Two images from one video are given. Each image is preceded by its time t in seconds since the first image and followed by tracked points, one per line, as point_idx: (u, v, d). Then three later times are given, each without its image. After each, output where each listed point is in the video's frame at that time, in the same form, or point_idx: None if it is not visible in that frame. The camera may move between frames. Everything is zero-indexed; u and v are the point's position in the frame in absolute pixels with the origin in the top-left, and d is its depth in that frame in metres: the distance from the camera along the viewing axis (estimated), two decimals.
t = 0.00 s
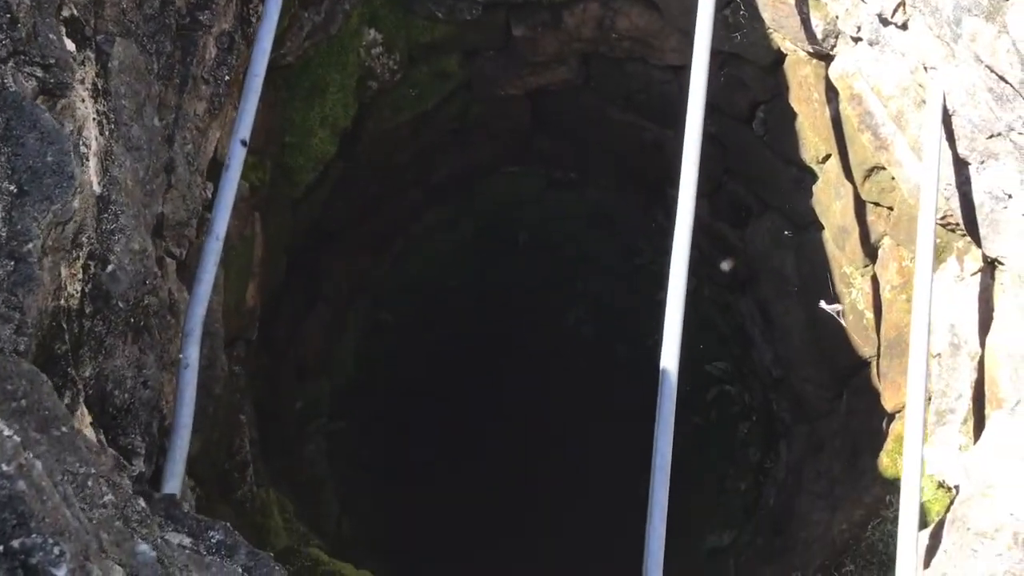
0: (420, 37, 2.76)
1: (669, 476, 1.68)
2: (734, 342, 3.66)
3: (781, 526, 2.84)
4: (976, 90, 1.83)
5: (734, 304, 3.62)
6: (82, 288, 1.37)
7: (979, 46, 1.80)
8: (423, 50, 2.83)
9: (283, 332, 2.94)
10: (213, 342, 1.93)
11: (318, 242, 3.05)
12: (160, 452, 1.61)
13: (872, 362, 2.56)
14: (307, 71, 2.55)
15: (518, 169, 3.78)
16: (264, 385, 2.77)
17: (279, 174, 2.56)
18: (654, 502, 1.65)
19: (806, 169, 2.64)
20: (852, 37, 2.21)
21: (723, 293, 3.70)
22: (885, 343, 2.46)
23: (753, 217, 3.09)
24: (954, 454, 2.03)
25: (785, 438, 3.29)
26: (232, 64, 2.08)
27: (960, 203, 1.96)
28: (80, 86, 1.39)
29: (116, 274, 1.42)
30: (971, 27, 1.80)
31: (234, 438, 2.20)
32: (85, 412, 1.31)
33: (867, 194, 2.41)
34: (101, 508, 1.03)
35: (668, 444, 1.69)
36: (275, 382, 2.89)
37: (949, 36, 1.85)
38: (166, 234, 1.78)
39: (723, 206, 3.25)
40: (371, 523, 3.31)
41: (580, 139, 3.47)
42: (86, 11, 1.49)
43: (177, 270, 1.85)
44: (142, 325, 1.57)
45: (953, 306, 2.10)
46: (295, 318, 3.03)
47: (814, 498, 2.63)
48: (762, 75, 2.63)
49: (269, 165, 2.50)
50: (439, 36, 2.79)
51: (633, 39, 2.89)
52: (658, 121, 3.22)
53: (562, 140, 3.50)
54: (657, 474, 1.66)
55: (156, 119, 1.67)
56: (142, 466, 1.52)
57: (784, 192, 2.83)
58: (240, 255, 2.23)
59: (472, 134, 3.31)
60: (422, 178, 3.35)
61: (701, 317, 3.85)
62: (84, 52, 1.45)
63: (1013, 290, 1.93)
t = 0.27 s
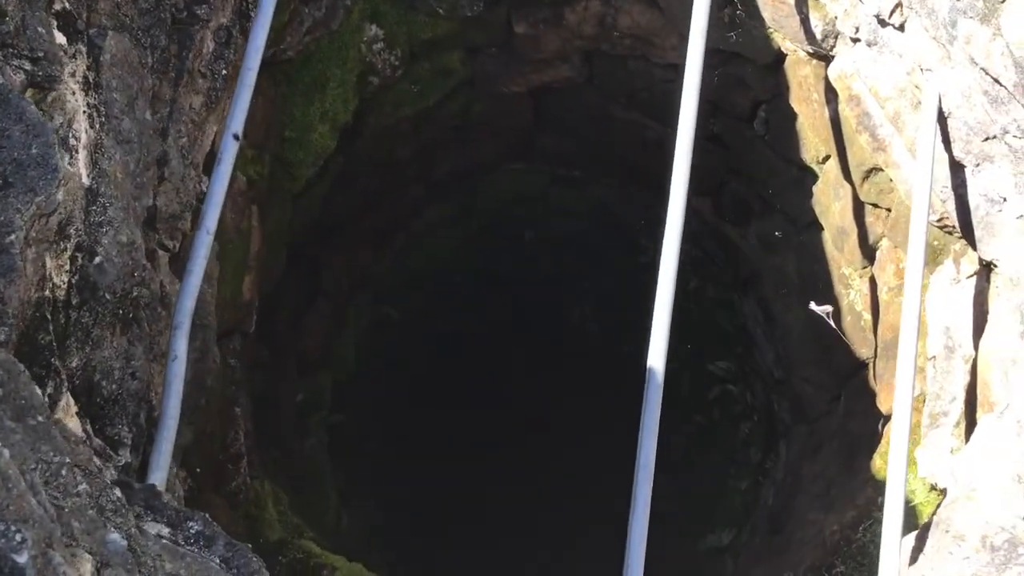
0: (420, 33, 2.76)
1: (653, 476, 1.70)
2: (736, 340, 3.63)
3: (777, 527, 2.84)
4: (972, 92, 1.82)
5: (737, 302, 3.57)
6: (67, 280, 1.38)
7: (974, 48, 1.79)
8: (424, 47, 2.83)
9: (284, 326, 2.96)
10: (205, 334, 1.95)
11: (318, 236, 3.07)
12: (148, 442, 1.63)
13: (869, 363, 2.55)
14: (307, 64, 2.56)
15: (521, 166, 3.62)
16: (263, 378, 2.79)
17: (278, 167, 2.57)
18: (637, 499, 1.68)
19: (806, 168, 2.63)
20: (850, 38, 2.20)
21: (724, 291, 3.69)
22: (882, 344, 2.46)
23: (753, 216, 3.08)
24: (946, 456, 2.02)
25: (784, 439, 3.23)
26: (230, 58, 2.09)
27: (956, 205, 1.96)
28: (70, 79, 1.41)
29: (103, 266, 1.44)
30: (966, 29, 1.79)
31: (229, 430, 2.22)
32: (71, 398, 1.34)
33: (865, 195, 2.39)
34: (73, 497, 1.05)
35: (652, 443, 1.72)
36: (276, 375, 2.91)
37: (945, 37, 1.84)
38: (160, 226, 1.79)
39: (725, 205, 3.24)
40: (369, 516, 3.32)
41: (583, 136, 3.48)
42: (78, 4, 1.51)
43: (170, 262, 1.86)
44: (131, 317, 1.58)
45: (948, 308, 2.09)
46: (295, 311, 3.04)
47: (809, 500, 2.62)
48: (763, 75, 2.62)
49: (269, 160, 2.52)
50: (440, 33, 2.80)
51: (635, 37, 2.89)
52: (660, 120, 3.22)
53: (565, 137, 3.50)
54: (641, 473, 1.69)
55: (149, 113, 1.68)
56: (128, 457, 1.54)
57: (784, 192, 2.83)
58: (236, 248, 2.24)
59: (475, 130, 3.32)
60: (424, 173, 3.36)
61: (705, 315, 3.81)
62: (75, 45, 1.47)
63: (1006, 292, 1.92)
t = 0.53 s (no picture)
0: (422, 42, 2.76)
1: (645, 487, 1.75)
2: (743, 346, 3.54)
3: (780, 535, 2.83)
4: (969, 100, 1.82)
5: (743, 307, 3.48)
6: (60, 291, 1.40)
7: (970, 57, 1.78)
8: (427, 54, 2.83)
9: (288, 333, 2.97)
10: (203, 343, 1.96)
11: (323, 243, 3.08)
12: (143, 451, 1.64)
13: (872, 371, 2.54)
14: (309, 73, 2.56)
15: (527, 173, 3.63)
16: (265, 385, 2.81)
17: (280, 174, 2.58)
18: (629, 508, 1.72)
19: (808, 175, 2.62)
20: (850, 46, 2.21)
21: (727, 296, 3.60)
22: (883, 352, 2.45)
23: (758, 223, 3.07)
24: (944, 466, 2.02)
25: (789, 446, 3.15)
26: (230, 67, 2.07)
27: (954, 213, 1.97)
28: (64, 92, 1.42)
29: (96, 278, 1.47)
30: (963, 38, 1.78)
31: (229, 437, 2.23)
32: (66, 409, 1.36)
33: (867, 202, 2.38)
34: (58, 511, 1.07)
35: (644, 450, 1.77)
36: (279, 382, 2.92)
37: (942, 46, 1.84)
38: (158, 236, 1.80)
39: (730, 211, 3.23)
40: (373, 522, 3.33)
41: (587, 142, 3.48)
42: (75, 17, 1.51)
43: (168, 271, 1.88)
44: (127, 327, 1.60)
45: (947, 317, 2.08)
46: (300, 318, 3.06)
47: (812, 509, 2.61)
48: (764, 83, 2.63)
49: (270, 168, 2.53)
50: (442, 41, 2.80)
51: (635, 43, 2.93)
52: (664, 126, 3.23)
53: (570, 144, 3.50)
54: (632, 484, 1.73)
55: (145, 125, 1.69)
56: (123, 467, 1.55)
57: (788, 199, 2.82)
58: (236, 257, 2.26)
59: (479, 137, 3.32)
60: (429, 180, 3.36)
61: (709, 320, 3.77)
62: (69, 58, 1.48)
63: (1003, 302, 1.91)
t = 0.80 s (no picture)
0: (419, 54, 2.76)
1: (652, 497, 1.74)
2: (760, 346, 3.48)
3: (800, 536, 2.81)
4: (968, 94, 1.81)
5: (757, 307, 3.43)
6: (56, 326, 1.40)
7: (968, 50, 1.78)
8: (424, 65, 2.82)
9: (297, 351, 2.98)
10: (208, 369, 1.97)
11: (328, 259, 3.08)
12: (147, 479, 1.65)
13: (884, 369, 2.50)
14: (307, 90, 2.55)
15: (531, 180, 3.61)
16: (276, 403, 2.81)
17: (281, 193, 2.58)
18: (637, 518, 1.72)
19: (812, 173, 2.60)
20: (846, 43, 2.19)
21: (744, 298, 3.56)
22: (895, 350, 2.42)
23: (764, 222, 3.04)
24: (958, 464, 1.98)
25: (808, 446, 3.10)
26: (226, 91, 2.06)
27: (960, 208, 1.94)
28: (55, 126, 1.42)
29: (93, 309, 1.48)
30: (959, 31, 1.78)
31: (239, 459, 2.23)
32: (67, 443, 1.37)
33: (872, 199, 2.36)
34: (53, 551, 1.20)
35: (651, 458, 1.76)
36: (291, 400, 2.92)
37: (938, 41, 1.84)
38: (155, 263, 1.80)
39: (736, 211, 3.21)
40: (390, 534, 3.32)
41: (590, 147, 3.47)
42: (64, 50, 1.50)
43: (167, 297, 1.88)
44: (126, 356, 1.60)
45: (955, 313, 2.05)
46: (309, 335, 3.06)
47: (830, 509, 2.59)
48: (764, 82, 2.61)
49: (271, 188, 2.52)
50: (439, 52, 2.80)
51: (633, 47, 2.92)
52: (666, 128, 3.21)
53: (573, 150, 3.49)
54: (640, 496, 1.73)
55: (139, 154, 1.69)
56: (126, 497, 1.56)
57: (794, 198, 2.79)
58: (238, 279, 2.26)
59: (481, 147, 3.31)
60: (432, 192, 3.36)
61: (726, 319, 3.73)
62: (60, 92, 1.47)
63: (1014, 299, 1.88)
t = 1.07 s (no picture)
0: (421, 64, 2.77)
1: (678, 497, 1.74)
2: (783, 334, 3.43)
3: (833, 523, 2.78)
4: (974, 73, 1.81)
5: (776, 295, 3.38)
6: (75, 361, 1.43)
7: (970, 29, 1.80)
8: (427, 75, 2.82)
9: (318, 365, 2.99)
10: (230, 392, 2.00)
11: (344, 272, 3.09)
12: (176, 506, 1.66)
13: (907, 351, 2.48)
14: (311, 107, 2.56)
15: (542, 180, 3.61)
16: (300, 418, 2.83)
17: (291, 210, 2.58)
18: (664, 518, 1.72)
19: (823, 158, 2.58)
20: (849, 27, 2.19)
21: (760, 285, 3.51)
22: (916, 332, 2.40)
23: (777, 210, 3.03)
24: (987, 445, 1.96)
25: (835, 430, 3.06)
26: (232, 114, 2.06)
27: (973, 186, 1.93)
28: (62, 162, 1.43)
29: (111, 342, 1.50)
30: (961, 11, 1.80)
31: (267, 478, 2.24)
32: (93, 477, 1.42)
33: (884, 181, 2.34)
34: None
35: (675, 459, 1.75)
36: (315, 414, 2.93)
37: (939, 22, 1.86)
38: (171, 290, 1.82)
39: (749, 199, 3.19)
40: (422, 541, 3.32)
41: (598, 144, 3.46)
42: (66, 86, 1.52)
43: (186, 323, 1.89)
44: (148, 386, 1.62)
45: (974, 292, 2.02)
46: (329, 349, 3.08)
47: (861, 494, 2.58)
48: (769, 70, 2.60)
49: (282, 207, 2.53)
50: (441, 61, 2.80)
51: (635, 40, 2.92)
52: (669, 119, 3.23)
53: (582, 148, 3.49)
54: (666, 497, 1.73)
55: (149, 186, 1.71)
56: (157, 525, 1.57)
57: (806, 184, 2.77)
58: (254, 301, 2.27)
59: (490, 150, 3.30)
60: (444, 198, 3.36)
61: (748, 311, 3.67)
62: (65, 129, 1.48)
63: None
